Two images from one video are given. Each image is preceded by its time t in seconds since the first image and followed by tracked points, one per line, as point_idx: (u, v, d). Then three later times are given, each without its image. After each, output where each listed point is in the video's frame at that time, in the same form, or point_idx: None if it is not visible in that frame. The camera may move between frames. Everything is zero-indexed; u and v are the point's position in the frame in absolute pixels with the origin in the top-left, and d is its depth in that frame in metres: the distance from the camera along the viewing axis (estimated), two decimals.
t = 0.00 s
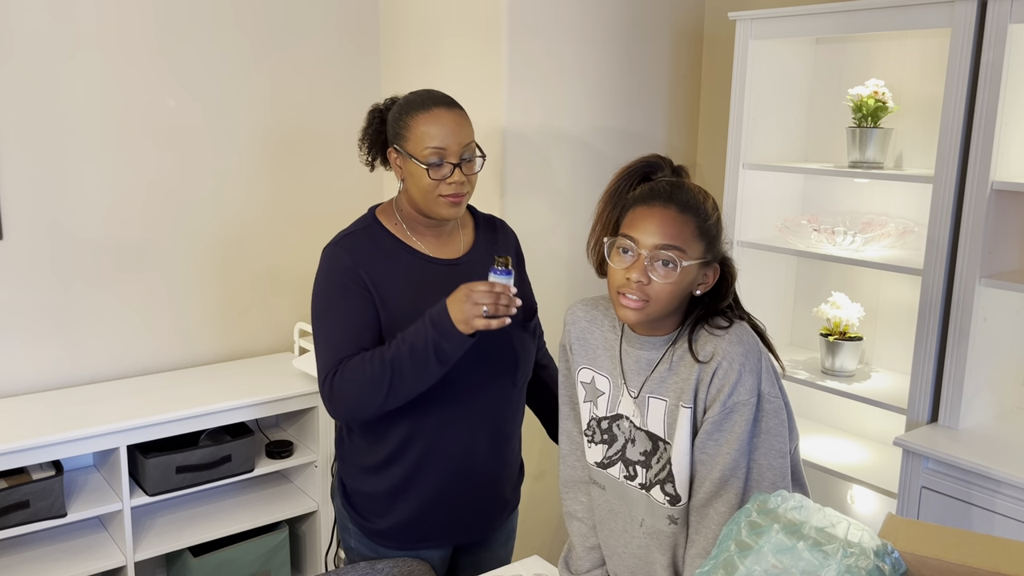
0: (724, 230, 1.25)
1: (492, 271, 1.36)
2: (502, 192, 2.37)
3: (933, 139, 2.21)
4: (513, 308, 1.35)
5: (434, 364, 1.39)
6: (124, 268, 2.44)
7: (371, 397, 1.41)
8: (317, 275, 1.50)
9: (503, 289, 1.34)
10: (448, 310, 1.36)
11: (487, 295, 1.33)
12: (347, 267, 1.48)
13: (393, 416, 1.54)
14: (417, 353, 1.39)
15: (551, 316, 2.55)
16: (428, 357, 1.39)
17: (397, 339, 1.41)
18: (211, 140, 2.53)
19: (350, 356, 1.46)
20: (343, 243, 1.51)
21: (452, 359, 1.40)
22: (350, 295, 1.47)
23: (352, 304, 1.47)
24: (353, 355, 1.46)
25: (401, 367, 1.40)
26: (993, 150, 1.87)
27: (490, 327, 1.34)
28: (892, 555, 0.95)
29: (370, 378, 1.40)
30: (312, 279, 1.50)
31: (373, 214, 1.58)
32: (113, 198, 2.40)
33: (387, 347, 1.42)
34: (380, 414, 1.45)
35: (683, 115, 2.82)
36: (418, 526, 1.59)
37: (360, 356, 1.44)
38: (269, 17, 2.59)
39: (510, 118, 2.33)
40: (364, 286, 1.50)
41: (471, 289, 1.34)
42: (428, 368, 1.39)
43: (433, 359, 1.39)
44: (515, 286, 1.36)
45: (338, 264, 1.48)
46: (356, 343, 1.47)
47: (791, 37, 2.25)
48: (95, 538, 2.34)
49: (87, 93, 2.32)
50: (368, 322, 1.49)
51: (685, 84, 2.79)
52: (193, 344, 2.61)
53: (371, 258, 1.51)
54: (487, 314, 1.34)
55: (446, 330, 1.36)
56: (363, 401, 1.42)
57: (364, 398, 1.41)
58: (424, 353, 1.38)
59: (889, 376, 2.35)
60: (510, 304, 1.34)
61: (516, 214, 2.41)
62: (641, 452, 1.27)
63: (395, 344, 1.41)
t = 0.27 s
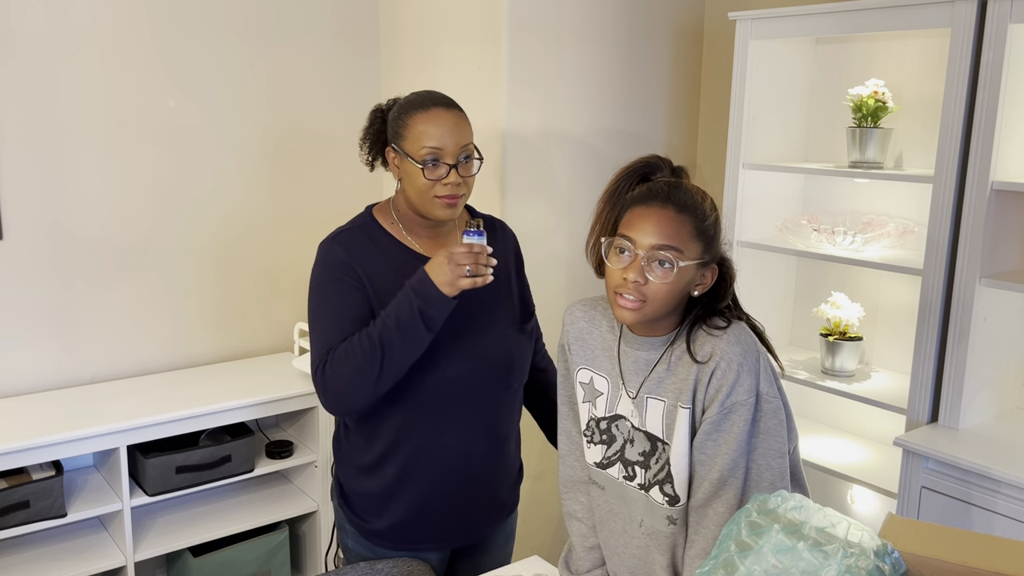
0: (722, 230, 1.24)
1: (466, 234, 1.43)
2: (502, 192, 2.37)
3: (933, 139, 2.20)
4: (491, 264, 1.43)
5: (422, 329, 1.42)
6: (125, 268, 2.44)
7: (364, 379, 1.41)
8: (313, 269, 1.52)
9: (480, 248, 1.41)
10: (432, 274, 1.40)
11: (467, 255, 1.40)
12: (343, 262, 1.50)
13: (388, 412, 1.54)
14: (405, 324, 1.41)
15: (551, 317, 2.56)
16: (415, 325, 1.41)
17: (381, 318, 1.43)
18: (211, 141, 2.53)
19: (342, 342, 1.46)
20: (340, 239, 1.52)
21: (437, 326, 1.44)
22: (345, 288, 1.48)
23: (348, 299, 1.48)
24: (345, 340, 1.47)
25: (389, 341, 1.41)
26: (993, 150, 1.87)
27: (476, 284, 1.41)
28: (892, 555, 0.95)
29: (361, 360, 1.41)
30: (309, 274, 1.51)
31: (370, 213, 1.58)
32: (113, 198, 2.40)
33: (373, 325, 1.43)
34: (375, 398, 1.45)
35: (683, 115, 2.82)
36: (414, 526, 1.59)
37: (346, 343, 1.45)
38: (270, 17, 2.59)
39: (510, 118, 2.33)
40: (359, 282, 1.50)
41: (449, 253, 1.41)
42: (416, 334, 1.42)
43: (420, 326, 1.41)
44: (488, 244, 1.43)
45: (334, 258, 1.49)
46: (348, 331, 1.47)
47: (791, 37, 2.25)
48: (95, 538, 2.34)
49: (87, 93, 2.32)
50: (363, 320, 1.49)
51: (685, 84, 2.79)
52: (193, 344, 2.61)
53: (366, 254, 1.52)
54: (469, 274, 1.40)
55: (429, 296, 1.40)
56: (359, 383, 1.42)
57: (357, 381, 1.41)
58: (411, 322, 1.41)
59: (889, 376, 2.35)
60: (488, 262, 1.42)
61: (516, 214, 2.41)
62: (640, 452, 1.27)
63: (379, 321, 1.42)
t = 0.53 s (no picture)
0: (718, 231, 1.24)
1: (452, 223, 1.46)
2: (502, 192, 2.37)
3: (934, 139, 2.20)
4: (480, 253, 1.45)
5: (415, 319, 1.43)
6: (125, 268, 2.44)
7: (359, 373, 1.41)
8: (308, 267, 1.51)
9: (468, 237, 1.44)
10: (421, 264, 1.42)
11: (457, 244, 1.42)
12: (338, 260, 1.50)
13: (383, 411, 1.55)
14: (398, 316, 1.41)
15: (551, 317, 2.56)
16: (408, 316, 1.42)
17: (372, 312, 1.43)
18: (211, 141, 2.54)
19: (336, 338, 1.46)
20: (335, 238, 1.52)
21: (429, 316, 1.45)
22: (340, 286, 1.49)
23: (343, 297, 1.48)
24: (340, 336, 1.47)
25: (383, 333, 1.41)
26: (993, 150, 1.87)
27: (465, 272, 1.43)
28: (892, 555, 0.95)
29: (355, 354, 1.41)
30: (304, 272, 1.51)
31: (365, 213, 1.58)
32: (113, 198, 2.40)
33: (365, 318, 1.43)
34: (370, 393, 1.45)
35: (683, 115, 2.82)
36: (409, 527, 1.59)
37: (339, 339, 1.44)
38: (269, 16, 2.59)
39: (510, 119, 2.33)
40: (354, 281, 1.50)
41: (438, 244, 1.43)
42: (410, 325, 1.42)
43: (414, 317, 1.43)
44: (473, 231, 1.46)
45: (329, 256, 1.49)
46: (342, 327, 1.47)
47: (791, 37, 2.25)
48: (95, 538, 2.34)
49: (87, 93, 2.32)
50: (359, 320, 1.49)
51: (685, 84, 2.79)
52: (193, 344, 2.61)
53: (362, 253, 1.52)
54: (461, 262, 1.43)
55: (422, 287, 1.42)
56: (353, 377, 1.42)
57: (351, 377, 1.42)
58: (405, 313, 1.41)
59: (889, 376, 2.35)
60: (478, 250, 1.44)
61: (516, 214, 2.41)
62: (638, 454, 1.27)
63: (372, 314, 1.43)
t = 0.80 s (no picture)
0: (703, 231, 1.21)
1: (450, 224, 1.46)
2: (502, 192, 2.37)
3: (934, 139, 2.20)
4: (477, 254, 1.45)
5: (413, 319, 1.43)
6: (124, 268, 2.44)
7: (357, 375, 1.41)
8: (304, 268, 1.51)
9: (464, 237, 1.44)
10: (417, 266, 1.43)
11: (455, 245, 1.43)
12: (334, 261, 1.50)
13: (378, 413, 1.55)
14: (395, 316, 1.42)
15: (551, 317, 2.56)
16: (407, 316, 1.42)
17: (370, 313, 1.43)
18: (211, 141, 2.53)
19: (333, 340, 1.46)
20: (331, 238, 1.52)
21: (427, 316, 1.45)
22: (337, 288, 1.49)
23: (339, 297, 1.48)
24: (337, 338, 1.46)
25: (381, 334, 1.41)
26: (993, 150, 1.87)
27: (463, 273, 1.44)
28: (892, 556, 0.95)
29: (353, 356, 1.40)
30: (300, 273, 1.51)
31: (362, 214, 1.58)
32: (113, 198, 2.40)
33: (363, 320, 1.43)
34: (368, 394, 1.45)
35: (683, 115, 2.82)
36: (405, 529, 1.59)
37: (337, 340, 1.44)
38: (270, 16, 2.59)
39: (510, 119, 2.33)
40: (350, 281, 1.51)
41: (433, 245, 1.43)
42: (409, 326, 1.43)
43: (412, 318, 1.43)
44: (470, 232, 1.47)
45: (325, 257, 1.50)
46: (338, 328, 1.47)
47: (791, 37, 2.25)
48: (95, 538, 2.34)
49: (87, 93, 2.32)
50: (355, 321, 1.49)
51: (685, 83, 2.79)
52: (192, 344, 2.61)
53: (358, 254, 1.52)
54: (457, 263, 1.43)
55: (420, 287, 1.42)
56: (352, 379, 1.42)
57: (350, 378, 1.41)
58: (402, 313, 1.42)
59: (889, 376, 2.35)
60: (475, 250, 1.44)
61: (516, 214, 2.41)
62: (633, 456, 1.27)
63: (369, 316, 1.43)
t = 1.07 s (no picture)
0: (667, 229, 1.18)
1: (451, 227, 1.48)
2: (502, 192, 2.36)
3: (934, 139, 2.20)
4: (478, 255, 1.47)
5: (413, 321, 1.43)
6: (124, 268, 2.44)
7: (356, 376, 1.41)
8: (301, 267, 1.51)
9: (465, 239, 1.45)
10: (418, 268, 1.43)
11: (455, 246, 1.44)
12: (332, 262, 1.50)
13: (375, 414, 1.54)
14: (395, 317, 1.42)
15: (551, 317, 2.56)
16: (406, 318, 1.42)
17: (370, 314, 1.43)
18: (210, 141, 2.53)
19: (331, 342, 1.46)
20: (329, 239, 1.52)
21: (427, 318, 1.46)
22: (335, 287, 1.48)
23: (336, 298, 1.48)
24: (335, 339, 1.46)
25: (381, 337, 1.42)
26: (993, 150, 1.87)
27: (465, 275, 1.45)
28: (892, 556, 0.95)
29: (352, 359, 1.41)
30: (298, 272, 1.51)
31: (359, 214, 1.58)
32: (113, 198, 2.40)
33: (362, 321, 1.43)
34: (368, 396, 1.45)
35: (683, 115, 2.82)
36: (403, 530, 1.59)
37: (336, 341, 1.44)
38: (269, 16, 2.59)
39: (510, 119, 2.33)
40: (348, 281, 1.51)
41: (435, 245, 1.44)
42: (409, 328, 1.43)
43: (411, 320, 1.43)
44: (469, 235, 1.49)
45: (323, 258, 1.49)
46: (335, 329, 1.47)
47: (791, 37, 2.25)
48: (95, 538, 2.34)
49: (87, 93, 2.32)
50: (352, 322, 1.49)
51: (685, 83, 2.79)
52: (192, 344, 2.61)
53: (356, 255, 1.52)
54: (457, 264, 1.44)
55: (420, 289, 1.42)
56: (352, 381, 1.42)
57: (350, 378, 1.41)
58: (402, 314, 1.42)
59: (889, 376, 2.35)
60: (475, 252, 1.45)
61: (516, 215, 2.41)
62: (626, 456, 1.27)
63: (369, 318, 1.43)
